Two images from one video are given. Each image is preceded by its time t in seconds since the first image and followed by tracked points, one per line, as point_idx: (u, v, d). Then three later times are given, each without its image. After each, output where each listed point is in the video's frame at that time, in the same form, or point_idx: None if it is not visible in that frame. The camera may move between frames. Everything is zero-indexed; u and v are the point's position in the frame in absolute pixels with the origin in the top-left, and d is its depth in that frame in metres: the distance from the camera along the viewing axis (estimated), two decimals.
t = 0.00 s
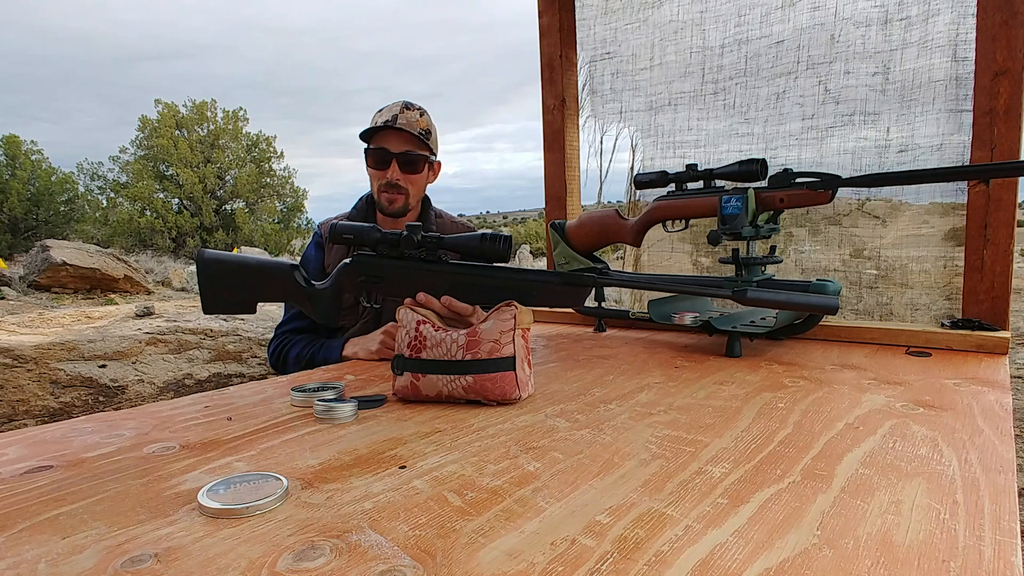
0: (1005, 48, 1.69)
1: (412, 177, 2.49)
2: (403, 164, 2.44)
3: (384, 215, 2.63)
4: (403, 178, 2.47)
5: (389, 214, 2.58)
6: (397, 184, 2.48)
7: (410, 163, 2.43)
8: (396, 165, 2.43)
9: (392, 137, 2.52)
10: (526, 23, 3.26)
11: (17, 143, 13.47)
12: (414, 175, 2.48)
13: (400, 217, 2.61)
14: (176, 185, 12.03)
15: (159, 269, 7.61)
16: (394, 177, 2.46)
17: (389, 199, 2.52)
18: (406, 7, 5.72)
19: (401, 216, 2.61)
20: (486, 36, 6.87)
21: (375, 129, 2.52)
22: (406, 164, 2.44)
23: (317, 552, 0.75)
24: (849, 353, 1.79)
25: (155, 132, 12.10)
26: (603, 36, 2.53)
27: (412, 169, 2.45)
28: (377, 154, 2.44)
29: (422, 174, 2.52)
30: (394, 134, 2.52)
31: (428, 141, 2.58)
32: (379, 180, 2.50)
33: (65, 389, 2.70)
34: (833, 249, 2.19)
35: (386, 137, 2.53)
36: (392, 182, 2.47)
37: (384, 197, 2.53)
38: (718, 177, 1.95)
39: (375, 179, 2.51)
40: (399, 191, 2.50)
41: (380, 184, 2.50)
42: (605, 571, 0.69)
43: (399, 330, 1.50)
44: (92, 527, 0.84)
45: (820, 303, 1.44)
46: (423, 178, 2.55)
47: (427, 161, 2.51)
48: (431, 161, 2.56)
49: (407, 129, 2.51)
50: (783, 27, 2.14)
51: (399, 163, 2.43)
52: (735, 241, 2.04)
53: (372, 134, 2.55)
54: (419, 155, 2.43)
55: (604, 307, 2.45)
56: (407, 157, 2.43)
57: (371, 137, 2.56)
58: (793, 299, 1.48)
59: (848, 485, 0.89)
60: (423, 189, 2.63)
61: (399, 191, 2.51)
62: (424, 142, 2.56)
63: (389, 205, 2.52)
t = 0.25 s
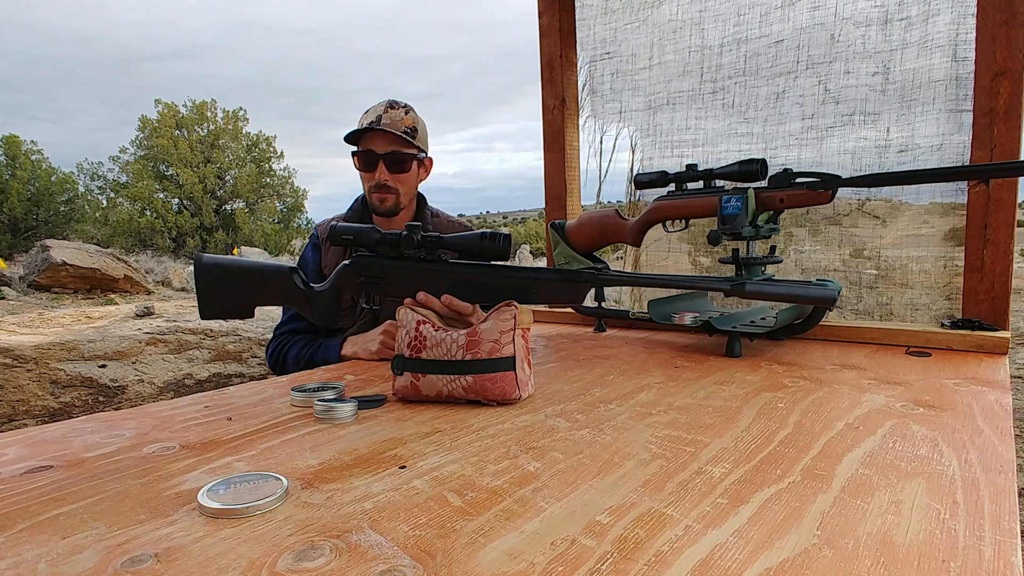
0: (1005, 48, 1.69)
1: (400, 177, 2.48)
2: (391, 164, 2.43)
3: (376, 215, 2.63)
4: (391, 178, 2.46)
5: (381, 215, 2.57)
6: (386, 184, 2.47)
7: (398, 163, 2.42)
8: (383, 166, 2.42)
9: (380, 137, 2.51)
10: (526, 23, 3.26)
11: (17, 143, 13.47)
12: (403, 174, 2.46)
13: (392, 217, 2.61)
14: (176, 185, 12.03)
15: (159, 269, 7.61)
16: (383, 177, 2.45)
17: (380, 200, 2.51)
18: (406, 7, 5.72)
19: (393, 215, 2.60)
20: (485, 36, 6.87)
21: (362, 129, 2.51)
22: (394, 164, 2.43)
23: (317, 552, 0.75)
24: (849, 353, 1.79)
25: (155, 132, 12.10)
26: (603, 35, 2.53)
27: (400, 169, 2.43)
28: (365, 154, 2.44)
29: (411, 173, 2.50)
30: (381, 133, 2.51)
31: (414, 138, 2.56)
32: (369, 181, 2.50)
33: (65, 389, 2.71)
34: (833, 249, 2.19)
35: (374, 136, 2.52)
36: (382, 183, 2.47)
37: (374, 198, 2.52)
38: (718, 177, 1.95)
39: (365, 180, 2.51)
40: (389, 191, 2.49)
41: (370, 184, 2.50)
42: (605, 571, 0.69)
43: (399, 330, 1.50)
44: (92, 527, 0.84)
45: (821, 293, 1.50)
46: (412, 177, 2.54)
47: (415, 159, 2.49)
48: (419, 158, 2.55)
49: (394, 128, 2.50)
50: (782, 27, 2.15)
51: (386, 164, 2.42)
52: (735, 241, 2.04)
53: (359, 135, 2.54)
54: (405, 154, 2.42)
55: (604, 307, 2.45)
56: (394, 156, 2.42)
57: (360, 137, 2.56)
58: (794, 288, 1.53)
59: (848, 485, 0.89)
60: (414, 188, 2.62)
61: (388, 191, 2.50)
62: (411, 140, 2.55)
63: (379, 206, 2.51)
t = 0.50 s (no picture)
0: (1005, 48, 1.69)
1: (405, 166, 2.48)
2: (396, 153, 2.43)
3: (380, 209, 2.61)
4: (397, 168, 2.46)
5: (387, 208, 2.56)
6: (392, 175, 2.47)
7: (401, 154, 2.42)
8: (389, 155, 2.42)
9: (381, 129, 2.51)
10: (526, 24, 3.26)
11: (17, 143, 13.47)
12: (408, 163, 2.47)
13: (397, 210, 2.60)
14: (176, 185, 12.03)
15: (158, 269, 7.61)
16: (388, 168, 2.45)
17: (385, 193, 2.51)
18: (405, 7, 5.72)
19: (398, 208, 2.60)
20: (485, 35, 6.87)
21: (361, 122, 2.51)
22: (399, 153, 2.43)
23: (317, 552, 0.75)
24: (849, 353, 1.79)
25: (155, 132, 12.10)
26: (603, 35, 2.53)
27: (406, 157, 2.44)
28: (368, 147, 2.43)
29: (415, 161, 2.51)
30: (381, 125, 2.51)
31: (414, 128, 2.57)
32: (373, 174, 2.48)
33: (65, 389, 2.71)
34: (833, 249, 2.19)
35: (374, 129, 2.52)
36: (388, 174, 2.46)
37: (380, 190, 2.51)
38: (718, 177, 1.95)
39: (368, 173, 2.49)
40: (395, 182, 2.49)
41: (374, 177, 2.48)
42: (605, 571, 0.69)
43: (399, 330, 1.50)
44: (92, 527, 0.84)
45: (818, 287, 1.52)
46: (414, 166, 2.54)
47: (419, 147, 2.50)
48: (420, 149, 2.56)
49: (394, 118, 2.51)
50: (782, 27, 2.15)
51: (392, 153, 2.42)
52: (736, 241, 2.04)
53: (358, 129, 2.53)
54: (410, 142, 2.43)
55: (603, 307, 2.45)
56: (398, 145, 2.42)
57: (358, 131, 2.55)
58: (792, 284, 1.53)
59: (848, 485, 0.89)
60: (416, 180, 2.63)
61: (394, 183, 2.50)
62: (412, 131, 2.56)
63: (386, 198, 2.50)
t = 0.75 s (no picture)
0: (1005, 48, 1.69)
1: (412, 166, 2.48)
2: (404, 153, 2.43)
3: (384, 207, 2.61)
4: (403, 167, 2.46)
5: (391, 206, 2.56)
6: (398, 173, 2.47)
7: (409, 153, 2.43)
8: (397, 154, 2.42)
9: (389, 127, 2.51)
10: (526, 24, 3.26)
11: (17, 143, 13.48)
12: (415, 163, 2.47)
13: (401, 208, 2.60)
14: (176, 185, 12.03)
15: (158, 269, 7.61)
16: (395, 166, 2.45)
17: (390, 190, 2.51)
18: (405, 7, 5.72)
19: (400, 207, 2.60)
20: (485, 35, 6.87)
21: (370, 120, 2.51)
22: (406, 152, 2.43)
23: (317, 552, 0.75)
24: (849, 353, 1.79)
25: (155, 132, 12.10)
26: (602, 35, 2.53)
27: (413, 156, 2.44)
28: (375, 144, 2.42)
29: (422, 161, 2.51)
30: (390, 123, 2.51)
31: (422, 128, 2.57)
32: (380, 171, 2.48)
33: (65, 389, 2.70)
34: (833, 249, 2.18)
35: (383, 127, 2.52)
36: (394, 172, 2.46)
37: (385, 188, 2.51)
38: (718, 177, 1.95)
39: (375, 171, 2.49)
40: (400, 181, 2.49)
41: (381, 175, 2.48)
42: (605, 571, 0.69)
43: (399, 330, 1.49)
44: (92, 527, 0.84)
45: (818, 285, 1.52)
46: (421, 167, 2.55)
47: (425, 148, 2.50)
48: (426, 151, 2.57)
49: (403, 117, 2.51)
50: (783, 27, 2.15)
51: (400, 152, 2.42)
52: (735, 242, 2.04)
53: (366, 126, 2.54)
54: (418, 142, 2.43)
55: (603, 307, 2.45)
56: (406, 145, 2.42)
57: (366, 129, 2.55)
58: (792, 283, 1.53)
59: (848, 485, 0.89)
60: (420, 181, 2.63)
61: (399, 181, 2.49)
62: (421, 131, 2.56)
63: (391, 196, 2.50)
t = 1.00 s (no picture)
0: (1005, 48, 1.69)
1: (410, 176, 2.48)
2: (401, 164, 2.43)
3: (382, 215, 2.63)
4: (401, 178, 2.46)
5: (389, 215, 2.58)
6: (396, 184, 2.48)
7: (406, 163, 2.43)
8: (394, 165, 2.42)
9: (388, 136, 2.52)
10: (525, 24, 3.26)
11: (17, 143, 13.48)
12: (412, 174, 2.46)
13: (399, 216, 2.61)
14: (176, 185, 12.03)
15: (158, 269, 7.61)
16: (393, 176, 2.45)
17: (385, 200, 2.53)
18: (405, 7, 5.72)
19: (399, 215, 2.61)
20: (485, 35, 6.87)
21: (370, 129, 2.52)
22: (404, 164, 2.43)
23: (317, 552, 0.75)
24: (849, 353, 1.79)
25: (155, 132, 12.10)
26: (602, 35, 2.53)
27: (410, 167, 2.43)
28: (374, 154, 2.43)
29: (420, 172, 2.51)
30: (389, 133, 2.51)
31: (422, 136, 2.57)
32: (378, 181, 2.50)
33: (65, 389, 2.70)
34: (833, 249, 2.18)
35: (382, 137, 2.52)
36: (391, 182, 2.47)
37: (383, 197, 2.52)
38: (718, 177, 1.95)
39: (373, 179, 2.50)
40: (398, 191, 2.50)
41: (379, 184, 2.49)
42: (605, 571, 0.69)
43: (399, 330, 1.49)
44: (92, 527, 0.84)
45: (818, 285, 1.52)
46: (420, 176, 2.54)
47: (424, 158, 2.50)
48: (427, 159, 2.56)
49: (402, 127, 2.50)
50: (783, 27, 2.15)
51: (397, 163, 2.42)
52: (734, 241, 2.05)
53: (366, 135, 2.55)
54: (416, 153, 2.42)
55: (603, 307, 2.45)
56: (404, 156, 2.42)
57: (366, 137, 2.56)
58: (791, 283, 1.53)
59: (848, 485, 0.89)
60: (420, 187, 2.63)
61: (396, 191, 2.50)
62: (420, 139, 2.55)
63: (387, 206, 2.51)
